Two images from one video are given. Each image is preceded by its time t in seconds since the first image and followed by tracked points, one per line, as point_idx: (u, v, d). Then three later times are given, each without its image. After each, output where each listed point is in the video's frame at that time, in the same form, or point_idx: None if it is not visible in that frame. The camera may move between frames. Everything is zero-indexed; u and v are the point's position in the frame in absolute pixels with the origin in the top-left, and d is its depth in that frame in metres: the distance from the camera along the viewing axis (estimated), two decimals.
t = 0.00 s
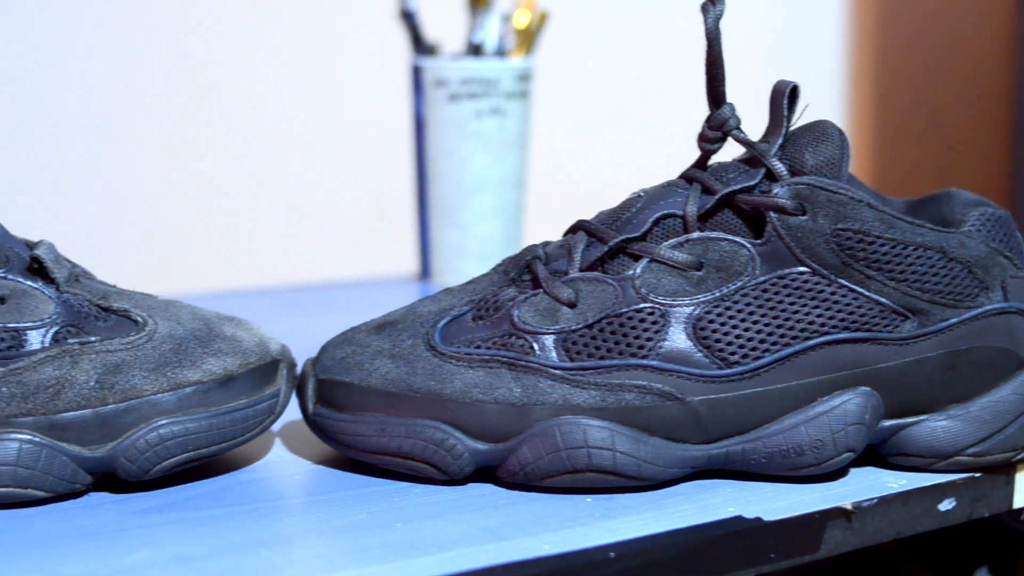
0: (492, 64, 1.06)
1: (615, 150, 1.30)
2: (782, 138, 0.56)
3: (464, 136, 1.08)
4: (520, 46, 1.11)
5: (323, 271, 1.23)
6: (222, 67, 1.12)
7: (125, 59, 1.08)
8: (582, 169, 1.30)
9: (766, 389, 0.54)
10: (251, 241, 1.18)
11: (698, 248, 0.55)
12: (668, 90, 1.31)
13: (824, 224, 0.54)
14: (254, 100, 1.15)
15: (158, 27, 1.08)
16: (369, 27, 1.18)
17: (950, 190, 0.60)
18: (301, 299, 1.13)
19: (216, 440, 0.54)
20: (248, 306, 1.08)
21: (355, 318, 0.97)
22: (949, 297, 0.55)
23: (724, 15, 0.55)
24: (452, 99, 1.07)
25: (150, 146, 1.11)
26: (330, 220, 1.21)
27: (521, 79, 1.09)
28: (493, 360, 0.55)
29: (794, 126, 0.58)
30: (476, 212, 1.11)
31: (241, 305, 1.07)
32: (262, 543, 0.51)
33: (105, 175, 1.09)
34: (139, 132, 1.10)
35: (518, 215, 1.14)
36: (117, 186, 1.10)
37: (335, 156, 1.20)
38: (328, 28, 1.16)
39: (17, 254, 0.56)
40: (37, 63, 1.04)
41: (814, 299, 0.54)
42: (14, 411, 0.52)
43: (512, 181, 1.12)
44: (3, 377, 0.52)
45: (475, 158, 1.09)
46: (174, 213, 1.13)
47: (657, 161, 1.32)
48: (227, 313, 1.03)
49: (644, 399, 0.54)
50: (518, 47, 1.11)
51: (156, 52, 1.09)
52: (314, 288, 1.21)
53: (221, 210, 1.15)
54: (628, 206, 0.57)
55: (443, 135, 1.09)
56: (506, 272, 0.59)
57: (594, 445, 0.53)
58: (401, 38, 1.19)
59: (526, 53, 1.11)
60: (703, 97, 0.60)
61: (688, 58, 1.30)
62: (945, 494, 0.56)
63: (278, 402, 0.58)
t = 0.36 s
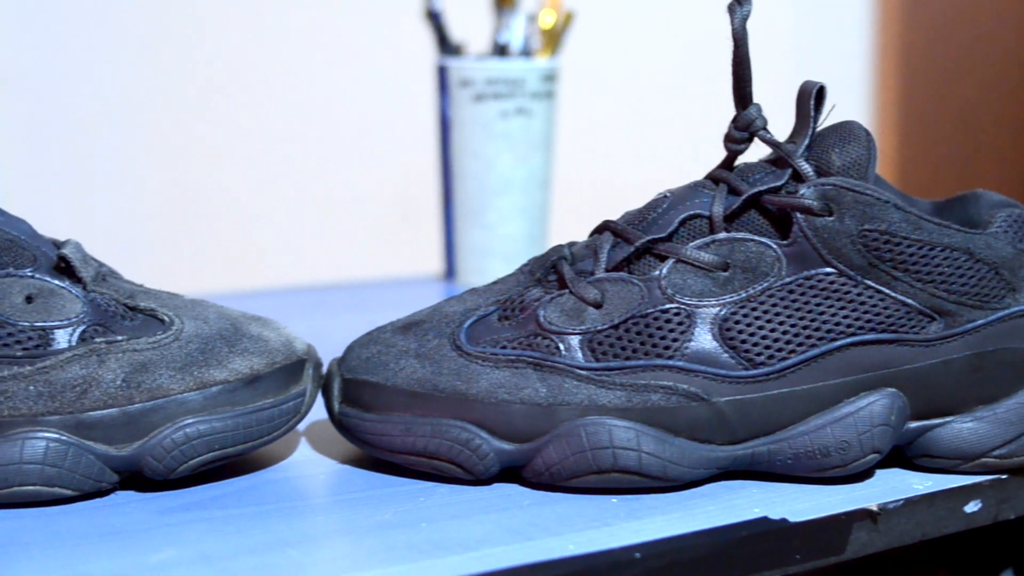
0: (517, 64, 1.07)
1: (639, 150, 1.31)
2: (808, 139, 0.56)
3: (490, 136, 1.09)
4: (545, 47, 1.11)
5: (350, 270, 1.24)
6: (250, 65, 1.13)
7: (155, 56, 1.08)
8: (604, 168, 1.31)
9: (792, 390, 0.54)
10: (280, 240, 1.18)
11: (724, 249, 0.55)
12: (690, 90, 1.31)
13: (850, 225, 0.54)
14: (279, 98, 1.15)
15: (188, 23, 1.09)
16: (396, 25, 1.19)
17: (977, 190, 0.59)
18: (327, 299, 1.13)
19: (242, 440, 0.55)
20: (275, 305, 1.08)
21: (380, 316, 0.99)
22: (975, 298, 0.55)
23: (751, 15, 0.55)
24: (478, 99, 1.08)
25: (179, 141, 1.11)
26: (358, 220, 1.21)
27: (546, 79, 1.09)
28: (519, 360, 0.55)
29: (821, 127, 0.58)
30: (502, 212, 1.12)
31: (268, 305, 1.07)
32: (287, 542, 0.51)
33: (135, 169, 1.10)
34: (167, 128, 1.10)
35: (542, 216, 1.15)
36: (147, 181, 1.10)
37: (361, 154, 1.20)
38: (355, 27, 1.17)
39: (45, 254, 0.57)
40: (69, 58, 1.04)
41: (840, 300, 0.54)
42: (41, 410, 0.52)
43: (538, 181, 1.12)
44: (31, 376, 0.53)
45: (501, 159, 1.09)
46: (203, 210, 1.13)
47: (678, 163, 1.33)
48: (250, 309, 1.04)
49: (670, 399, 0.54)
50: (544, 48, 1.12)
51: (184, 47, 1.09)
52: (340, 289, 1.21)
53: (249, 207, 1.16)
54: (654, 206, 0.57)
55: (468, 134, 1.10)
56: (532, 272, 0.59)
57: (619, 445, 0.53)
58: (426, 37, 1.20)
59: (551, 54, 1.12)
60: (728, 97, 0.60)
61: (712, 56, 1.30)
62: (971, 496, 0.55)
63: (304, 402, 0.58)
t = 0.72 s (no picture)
0: (542, 65, 1.07)
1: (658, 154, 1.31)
2: (834, 140, 0.56)
3: (514, 136, 1.09)
4: (569, 47, 1.10)
5: (371, 270, 1.25)
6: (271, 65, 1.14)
7: (176, 56, 1.10)
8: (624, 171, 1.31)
9: (818, 391, 0.54)
10: (301, 239, 1.20)
11: (750, 250, 0.55)
12: (710, 93, 1.31)
13: (876, 226, 0.54)
14: (300, 98, 1.16)
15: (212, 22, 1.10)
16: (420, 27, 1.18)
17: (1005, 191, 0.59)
18: (351, 299, 1.14)
19: (267, 439, 0.55)
20: (299, 305, 1.09)
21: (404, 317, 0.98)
22: (1001, 299, 0.55)
23: (777, 16, 0.55)
24: (503, 99, 1.08)
25: (200, 139, 1.13)
26: (380, 221, 1.22)
27: (571, 80, 1.09)
28: (544, 360, 0.55)
29: (847, 128, 0.58)
30: (526, 212, 1.12)
31: (291, 306, 1.07)
32: (311, 541, 0.51)
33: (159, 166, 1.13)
34: (187, 127, 1.13)
35: (568, 216, 1.15)
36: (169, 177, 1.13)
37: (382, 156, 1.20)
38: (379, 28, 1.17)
39: (72, 253, 0.57)
40: (95, 55, 1.07)
41: (866, 301, 0.54)
42: (67, 409, 0.52)
43: (562, 180, 1.12)
44: (57, 375, 0.53)
45: (526, 159, 1.10)
46: (226, 208, 1.16)
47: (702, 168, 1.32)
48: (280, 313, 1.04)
49: (695, 400, 0.54)
50: (568, 48, 1.11)
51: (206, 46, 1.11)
52: (362, 287, 1.23)
53: (271, 206, 1.17)
54: (679, 207, 0.57)
55: (492, 134, 1.10)
56: (557, 272, 0.59)
57: (644, 446, 0.53)
58: (449, 38, 1.20)
59: (576, 54, 1.11)
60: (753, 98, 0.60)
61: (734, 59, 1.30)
62: (997, 498, 0.55)
63: (329, 401, 0.58)
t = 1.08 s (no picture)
0: (568, 64, 1.08)
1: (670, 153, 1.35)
2: (862, 140, 0.56)
3: (541, 135, 1.09)
4: (596, 47, 1.11)
5: (393, 267, 1.28)
6: (299, 64, 1.18)
7: (205, 57, 1.14)
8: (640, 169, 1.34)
9: (845, 392, 0.54)
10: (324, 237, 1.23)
11: (777, 251, 0.55)
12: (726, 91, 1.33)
13: (903, 227, 0.54)
14: (325, 97, 1.20)
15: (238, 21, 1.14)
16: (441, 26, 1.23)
17: None
18: (377, 298, 1.15)
19: (294, 438, 0.55)
20: (325, 301, 1.12)
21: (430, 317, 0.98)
22: None
23: (804, 16, 0.55)
24: (528, 99, 1.09)
25: (229, 138, 1.17)
26: (403, 219, 1.26)
27: (597, 80, 1.10)
28: (571, 360, 0.55)
29: (874, 129, 0.58)
30: (551, 212, 1.12)
31: (317, 304, 1.08)
32: (338, 540, 0.51)
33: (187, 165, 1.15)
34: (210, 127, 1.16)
35: (593, 215, 1.15)
36: (196, 176, 1.15)
37: (405, 152, 1.24)
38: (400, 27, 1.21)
39: (99, 252, 0.58)
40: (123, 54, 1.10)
41: (893, 302, 0.54)
42: (95, 408, 0.53)
43: (588, 181, 1.13)
44: (85, 374, 0.53)
45: (552, 159, 1.10)
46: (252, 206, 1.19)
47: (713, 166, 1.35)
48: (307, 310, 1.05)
49: (722, 401, 0.54)
50: (595, 49, 1.12)
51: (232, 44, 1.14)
52: (388, 285, 1.26)
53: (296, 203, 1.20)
54: (706, 207, 0.57)
55: (518, 134, 1.10)
56: (583, 273, 0.59)
57: (671, 447, 0.53)
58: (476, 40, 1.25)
59: (602, 54, 1.12)
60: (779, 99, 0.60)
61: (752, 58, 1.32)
62: None
63: (356, 400, 0.58)
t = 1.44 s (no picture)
0: (597, 65, 1.09)
1: (687, 156, 1.38)
2: (891, 141, 0.56)
3: (568, 135, 1.11)
4: (624, 48, 1.13)
5: (417, 268, 1.32)
6: (332, 68, 1.23)
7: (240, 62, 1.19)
8: (661, 171, 1.37)
9: (874, 393, 0.54)
10: (352, 239, 1.28)
11: (806, 252, 0.55)
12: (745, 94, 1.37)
13: (933, 229, 0.54)
14: (356, 100, 1.24)
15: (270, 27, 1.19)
16: (465, 30, 1.27)
17: None
18: (404, 298, 1.15)
19: (322, 438, 0.55)
20: (356, 302, 1.13)
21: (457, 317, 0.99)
22: None
23: (834, 17, 0.55)
24: (556, 99, 1.10)
25: (264, 141, 1.22)
26: (427, 220, 1.30)
27: (625, 80, 1.11)
28: (599, 361, 0.55)
29: (903, 130, 0.58)
30: (579, 212, 1.14)
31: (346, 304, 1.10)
32: (366, 539, 0.51)
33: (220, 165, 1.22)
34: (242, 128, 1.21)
35: (620, 216, 1.16)
36: (227, 175, 1.21)
37: (430, 153, 1.28)
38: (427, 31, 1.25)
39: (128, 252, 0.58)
40: (158, 58, 1.16)
41: (922, 303, 0.54)
42: (124, 407, 0.53)
43: (616, 180, 1.14)
44: (114, 372, 0.53)
45: (579, 159, 1.12)
46: (282, 206, 1.24)
47: (729, 169, 1.39)
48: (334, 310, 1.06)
49: (751, 402, 0.54)
50: (622, 49, 1.13)
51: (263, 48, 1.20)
52: (418, 286, 1.30)
53: (324, 204, 1.25)
54: (735, 208, 0.57)
55: (546, 134, 1.12)
56: (612, 273, 0.59)
57: (699, 447, 0.53)
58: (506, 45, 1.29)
59: (630, 55, 1.13)
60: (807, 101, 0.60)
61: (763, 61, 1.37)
62: None
63: (384, 400, 0.58)
